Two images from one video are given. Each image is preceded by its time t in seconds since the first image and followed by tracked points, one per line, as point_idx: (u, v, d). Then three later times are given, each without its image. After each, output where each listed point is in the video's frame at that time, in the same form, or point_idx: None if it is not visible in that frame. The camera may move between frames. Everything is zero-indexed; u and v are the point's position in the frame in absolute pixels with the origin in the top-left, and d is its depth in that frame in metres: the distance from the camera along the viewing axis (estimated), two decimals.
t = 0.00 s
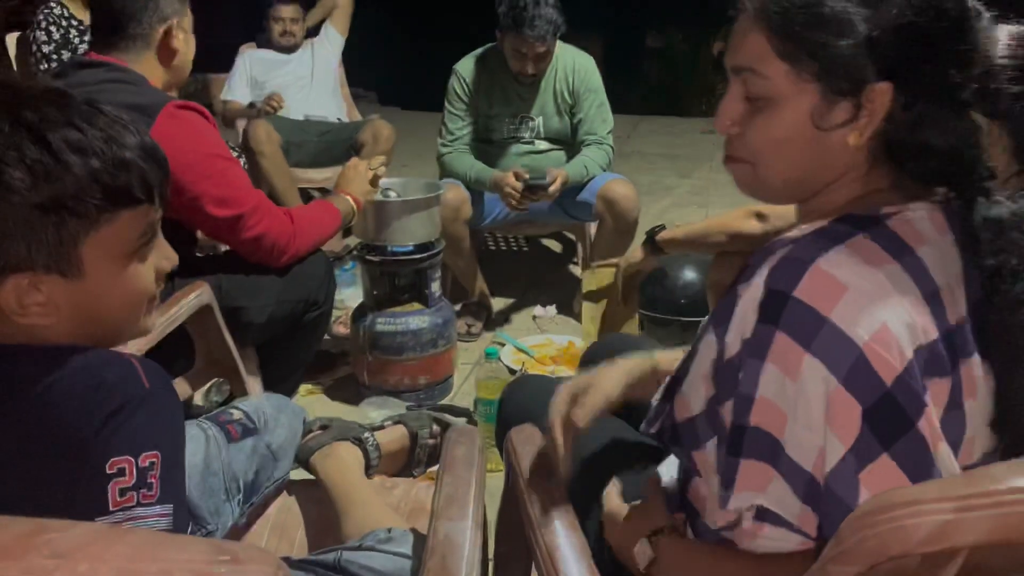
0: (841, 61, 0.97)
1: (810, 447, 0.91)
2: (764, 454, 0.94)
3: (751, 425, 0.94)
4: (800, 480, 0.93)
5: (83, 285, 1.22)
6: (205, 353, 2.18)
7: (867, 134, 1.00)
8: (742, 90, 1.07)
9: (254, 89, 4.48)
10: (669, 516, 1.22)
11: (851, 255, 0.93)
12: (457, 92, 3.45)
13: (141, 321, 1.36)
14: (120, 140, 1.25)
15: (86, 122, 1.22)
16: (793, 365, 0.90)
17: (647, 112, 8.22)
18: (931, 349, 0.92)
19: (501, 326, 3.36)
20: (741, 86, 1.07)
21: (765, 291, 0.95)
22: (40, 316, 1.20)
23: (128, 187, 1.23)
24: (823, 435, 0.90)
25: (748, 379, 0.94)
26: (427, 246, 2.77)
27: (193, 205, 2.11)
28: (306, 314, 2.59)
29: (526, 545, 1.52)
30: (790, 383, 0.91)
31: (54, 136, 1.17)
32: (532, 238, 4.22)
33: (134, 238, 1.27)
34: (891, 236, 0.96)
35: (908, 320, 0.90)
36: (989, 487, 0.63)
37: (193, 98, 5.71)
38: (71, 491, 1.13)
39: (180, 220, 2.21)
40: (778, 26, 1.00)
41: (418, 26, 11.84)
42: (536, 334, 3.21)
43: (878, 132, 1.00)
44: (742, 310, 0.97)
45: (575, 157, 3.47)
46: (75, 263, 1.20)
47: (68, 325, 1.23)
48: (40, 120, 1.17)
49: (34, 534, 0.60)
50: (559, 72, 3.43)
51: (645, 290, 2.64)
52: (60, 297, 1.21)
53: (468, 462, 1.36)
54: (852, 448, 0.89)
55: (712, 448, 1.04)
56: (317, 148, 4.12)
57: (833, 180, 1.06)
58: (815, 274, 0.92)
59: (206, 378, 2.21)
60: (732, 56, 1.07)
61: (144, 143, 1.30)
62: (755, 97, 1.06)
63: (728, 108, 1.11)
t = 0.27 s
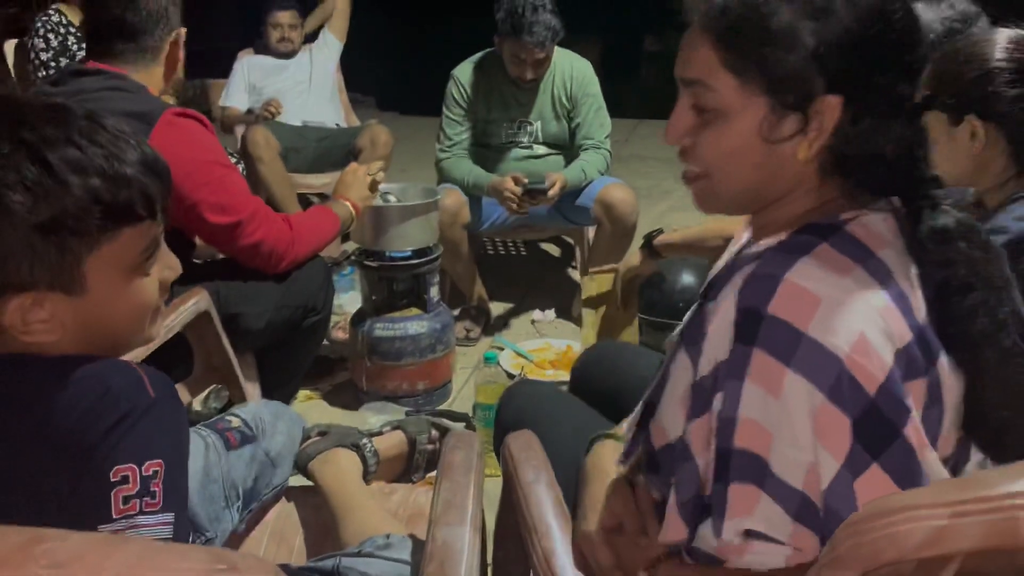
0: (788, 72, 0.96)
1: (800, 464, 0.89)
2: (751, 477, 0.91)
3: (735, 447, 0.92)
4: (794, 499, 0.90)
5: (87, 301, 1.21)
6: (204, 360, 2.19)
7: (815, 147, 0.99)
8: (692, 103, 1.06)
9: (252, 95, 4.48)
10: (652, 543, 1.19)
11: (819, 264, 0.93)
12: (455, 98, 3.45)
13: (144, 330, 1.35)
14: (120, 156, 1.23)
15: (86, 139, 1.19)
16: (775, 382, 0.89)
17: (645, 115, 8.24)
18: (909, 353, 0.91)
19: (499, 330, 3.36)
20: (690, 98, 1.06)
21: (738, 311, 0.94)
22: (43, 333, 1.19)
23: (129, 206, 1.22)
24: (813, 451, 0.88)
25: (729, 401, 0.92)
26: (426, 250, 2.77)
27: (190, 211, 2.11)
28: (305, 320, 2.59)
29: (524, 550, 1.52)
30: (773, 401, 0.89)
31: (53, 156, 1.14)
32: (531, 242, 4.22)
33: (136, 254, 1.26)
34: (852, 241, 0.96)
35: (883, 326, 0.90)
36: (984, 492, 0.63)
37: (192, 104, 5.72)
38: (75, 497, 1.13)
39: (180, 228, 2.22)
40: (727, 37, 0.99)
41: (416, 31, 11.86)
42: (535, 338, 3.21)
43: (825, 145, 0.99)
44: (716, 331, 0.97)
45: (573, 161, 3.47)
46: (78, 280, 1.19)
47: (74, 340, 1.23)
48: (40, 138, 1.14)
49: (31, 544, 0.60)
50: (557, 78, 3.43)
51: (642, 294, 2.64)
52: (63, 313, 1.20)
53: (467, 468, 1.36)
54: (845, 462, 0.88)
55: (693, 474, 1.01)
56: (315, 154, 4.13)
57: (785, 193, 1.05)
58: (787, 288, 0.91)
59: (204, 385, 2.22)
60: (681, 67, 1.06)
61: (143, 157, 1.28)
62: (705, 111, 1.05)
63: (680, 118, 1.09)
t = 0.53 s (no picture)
0: (747, 95, 1.01)
1: (765, 481, 0.94)
2: (717, 496, 0.96)
3: (700, 469, 0.97)
4: (760, 519, 0.95)
5: (73, 294, 1.23)
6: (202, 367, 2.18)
7: (774, 167, 1.06)
8: (653, 126, 1.13)
9: (250, 101, 4.48)
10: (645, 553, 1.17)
11: (774, 282, 0.96)
12: (453, 104, 3.45)
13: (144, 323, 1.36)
14: (106, 152, 1.23)
15: (69, 135, 1.20)
16: (736, 403, 0.93)
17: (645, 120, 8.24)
18: (865, 363, 0.95)
19: (498, 336, 3.36)
20: (651, 122, 1.12)
21: (699, 333, 0.98)
22: (31, 325, 1.22)
23: (111, 200, 1.21)
24: (778, 467, 0.93)
25: (693, 424, 0.97)
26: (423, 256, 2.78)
27: (186, 221, 2.12)
28: (303, 326, 2.60)
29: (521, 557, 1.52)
30: (736, 421, 0.94)
31: (30, 151, 1.16)
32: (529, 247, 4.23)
33: (122, 247, 1.26)
34: (810, 255, 1.00)
35: (839, 338, 0.94)
36: (974, 499, 0.63)
37: (190, 111, 5.72)
38: (53, 508, 1.14)
39: (177, 237, 2.23)
40: (682, 63, 1.05)
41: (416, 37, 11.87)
42: (533, 343, 3.21)
43: (785, 164, 1.05)
44: (680, 352, 1.02)
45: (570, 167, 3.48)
46: (60, 273, 1.21)
47: (62, 333, 1.25)
48: (20, 134, 1.16)
49: (28, 552, 0.60)
50: (555, 83, 3.44)
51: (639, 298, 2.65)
52: (49, 306, 1.22)
53: (462, 475, 1.37)
54: (807, 476, 0.93)
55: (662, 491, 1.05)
56: (313, 160, 4.13)
57: (747, 212, 1.11)
58: (740, 308, 0.95)
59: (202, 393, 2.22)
60: (641, 93, 1.12)
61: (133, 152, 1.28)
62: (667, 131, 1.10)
63: (642, 141, 1.16)
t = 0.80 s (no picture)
0: (750, 98, 1.02)
1: (764, 481, 0.95)
2: (717, 496, 0.96)
3: (702, 468, 0.97)
4: (758, 519, 0.96)
5: (84, 274, 1.22)
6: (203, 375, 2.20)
7: (776, 169, 1.06)
8: (659, 130, 1.13)
9: (251, 107, 4.49)
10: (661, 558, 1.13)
11: (777, 285, 0.98)
12: (453, 110, 3.47)
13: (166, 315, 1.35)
14: (112, 136, 1.23)
15: (76, 118, 1.21)
16: (737, 402, 0.94)
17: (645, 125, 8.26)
18: (866, 364, 0.97)
19: (498, 341, 3.36)
20: (656, 124, 1.13)
21: (700, 334, 0.99)
22: (41, 306, 1.22)
23: (114, 179, 1.21)
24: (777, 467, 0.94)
25: (694, 423, 0.97)
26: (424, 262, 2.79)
27: (192, 230, 2.13)
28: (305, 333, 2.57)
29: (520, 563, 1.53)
30: (737, 420, 0.94)
31: (35, 132, 1.17)
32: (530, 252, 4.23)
33: (127, 229, 1.24)
34: (812, 258, 1.01)
35: (838, 340, 0.95)
36: (965, 502, 0.64)
37: (191, 117, 5.74)
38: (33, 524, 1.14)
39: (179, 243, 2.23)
40: (688, 65, 1.06)
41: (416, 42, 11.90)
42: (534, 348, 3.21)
43: (787, 166, 1.06)
44: (682, 352, 1.02)
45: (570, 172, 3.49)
46: (68, 253, 1.20)
47: (71, 317, 1.25)
48: (27, 117, 1.17)
49: (29, 551, 0.61)
50: (555, 89, 3.45)
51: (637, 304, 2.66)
52: (59, 287, 1.22)
53: (462, 482, 1.37)
54: (805, 476, 0.94)
55: (657, 492, 1.06)
56: (314, 166, 4.14)
57: (748, 214, 1.12)
58: (744, 309, 0.96)
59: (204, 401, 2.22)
60: (648, 94, 1.13)
61: (145, 140, 1.27)
62: (670, 138, 1.12)
63: (647, 144, 1.17)
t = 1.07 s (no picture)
0: (769, 111, 1.02)
1: (781, 489, 0.96)
2: (737, 501, 0.97)
3: (721, 473, 0.98)
4: (776, 524, 0.97)
5: (214, 313, 1.20)
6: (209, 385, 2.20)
7: (797, 180, 1.06)
8: (680, 138, 1.12)
9: (258, 116, 4.52)
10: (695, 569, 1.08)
11: (796, 295, 0.99)
12: (459, 119, 3.48)
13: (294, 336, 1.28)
14: (212, 178, 1.25)
15: (177, 170, 1.23)
16: (756, 409, 0.95)
17: (648, 133, 8.28)
18: (884, 375, 0.98)
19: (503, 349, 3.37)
20: (678, 133, 1.12)
21: (719, 341, 1.00)
22: (178, 354, 1.22)
23: (213, 215, 1.21)
24: (795, 476, 0.95)
25: (714, 428, 0.98)
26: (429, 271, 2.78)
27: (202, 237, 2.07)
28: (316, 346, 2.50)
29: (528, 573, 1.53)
30: (755, 426, 0.96)
31: (143, 191, 1.19)
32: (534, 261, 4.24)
33: (241, 257, 1.22)
34: (831, 269, 1.02)
35: (856, 349, 0.96)
36: (970, 518, 0.63)
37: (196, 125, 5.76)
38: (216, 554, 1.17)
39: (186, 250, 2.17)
40: (709, 79, 1.05)
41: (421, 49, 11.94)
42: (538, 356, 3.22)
43: (810, 174, 1.06)
44: (700, 359, 1.03)
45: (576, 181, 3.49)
46: (190, 293, 1.19)
47: (206, 354, 1.23)
48: (134, 180, 1.21)
49: (46, 558, 0.61)
50: (561, 99, 3.47)
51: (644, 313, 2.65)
52: (195, 330, 1.21)
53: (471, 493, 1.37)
54: (820, 483, 0.95)
55: (685, 498, 1.06)
56: (320, 174, 4.16)
57: (767, 223, 1.11)
58: (764, 318, 0.98)
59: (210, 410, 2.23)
60: (669, 105, 1.12)
61: (242, 178, 1.29)
62: (689, 149, 1.11)
63: (666, 154, 1.15)
